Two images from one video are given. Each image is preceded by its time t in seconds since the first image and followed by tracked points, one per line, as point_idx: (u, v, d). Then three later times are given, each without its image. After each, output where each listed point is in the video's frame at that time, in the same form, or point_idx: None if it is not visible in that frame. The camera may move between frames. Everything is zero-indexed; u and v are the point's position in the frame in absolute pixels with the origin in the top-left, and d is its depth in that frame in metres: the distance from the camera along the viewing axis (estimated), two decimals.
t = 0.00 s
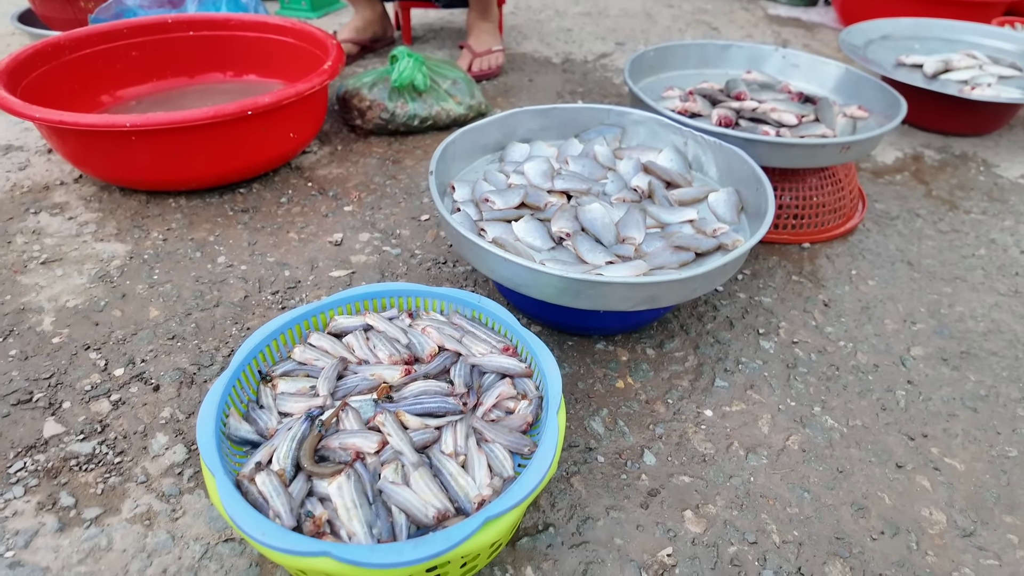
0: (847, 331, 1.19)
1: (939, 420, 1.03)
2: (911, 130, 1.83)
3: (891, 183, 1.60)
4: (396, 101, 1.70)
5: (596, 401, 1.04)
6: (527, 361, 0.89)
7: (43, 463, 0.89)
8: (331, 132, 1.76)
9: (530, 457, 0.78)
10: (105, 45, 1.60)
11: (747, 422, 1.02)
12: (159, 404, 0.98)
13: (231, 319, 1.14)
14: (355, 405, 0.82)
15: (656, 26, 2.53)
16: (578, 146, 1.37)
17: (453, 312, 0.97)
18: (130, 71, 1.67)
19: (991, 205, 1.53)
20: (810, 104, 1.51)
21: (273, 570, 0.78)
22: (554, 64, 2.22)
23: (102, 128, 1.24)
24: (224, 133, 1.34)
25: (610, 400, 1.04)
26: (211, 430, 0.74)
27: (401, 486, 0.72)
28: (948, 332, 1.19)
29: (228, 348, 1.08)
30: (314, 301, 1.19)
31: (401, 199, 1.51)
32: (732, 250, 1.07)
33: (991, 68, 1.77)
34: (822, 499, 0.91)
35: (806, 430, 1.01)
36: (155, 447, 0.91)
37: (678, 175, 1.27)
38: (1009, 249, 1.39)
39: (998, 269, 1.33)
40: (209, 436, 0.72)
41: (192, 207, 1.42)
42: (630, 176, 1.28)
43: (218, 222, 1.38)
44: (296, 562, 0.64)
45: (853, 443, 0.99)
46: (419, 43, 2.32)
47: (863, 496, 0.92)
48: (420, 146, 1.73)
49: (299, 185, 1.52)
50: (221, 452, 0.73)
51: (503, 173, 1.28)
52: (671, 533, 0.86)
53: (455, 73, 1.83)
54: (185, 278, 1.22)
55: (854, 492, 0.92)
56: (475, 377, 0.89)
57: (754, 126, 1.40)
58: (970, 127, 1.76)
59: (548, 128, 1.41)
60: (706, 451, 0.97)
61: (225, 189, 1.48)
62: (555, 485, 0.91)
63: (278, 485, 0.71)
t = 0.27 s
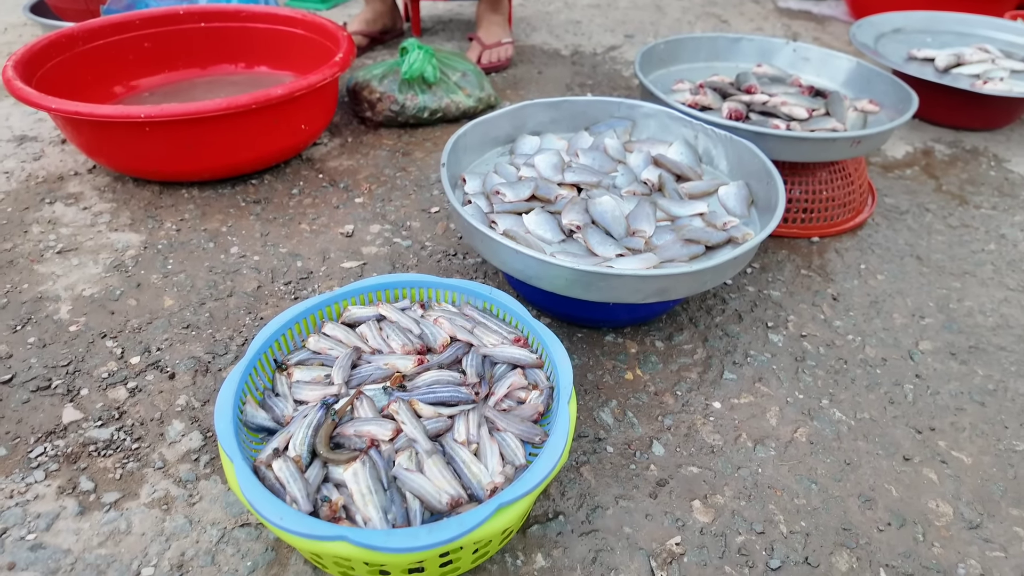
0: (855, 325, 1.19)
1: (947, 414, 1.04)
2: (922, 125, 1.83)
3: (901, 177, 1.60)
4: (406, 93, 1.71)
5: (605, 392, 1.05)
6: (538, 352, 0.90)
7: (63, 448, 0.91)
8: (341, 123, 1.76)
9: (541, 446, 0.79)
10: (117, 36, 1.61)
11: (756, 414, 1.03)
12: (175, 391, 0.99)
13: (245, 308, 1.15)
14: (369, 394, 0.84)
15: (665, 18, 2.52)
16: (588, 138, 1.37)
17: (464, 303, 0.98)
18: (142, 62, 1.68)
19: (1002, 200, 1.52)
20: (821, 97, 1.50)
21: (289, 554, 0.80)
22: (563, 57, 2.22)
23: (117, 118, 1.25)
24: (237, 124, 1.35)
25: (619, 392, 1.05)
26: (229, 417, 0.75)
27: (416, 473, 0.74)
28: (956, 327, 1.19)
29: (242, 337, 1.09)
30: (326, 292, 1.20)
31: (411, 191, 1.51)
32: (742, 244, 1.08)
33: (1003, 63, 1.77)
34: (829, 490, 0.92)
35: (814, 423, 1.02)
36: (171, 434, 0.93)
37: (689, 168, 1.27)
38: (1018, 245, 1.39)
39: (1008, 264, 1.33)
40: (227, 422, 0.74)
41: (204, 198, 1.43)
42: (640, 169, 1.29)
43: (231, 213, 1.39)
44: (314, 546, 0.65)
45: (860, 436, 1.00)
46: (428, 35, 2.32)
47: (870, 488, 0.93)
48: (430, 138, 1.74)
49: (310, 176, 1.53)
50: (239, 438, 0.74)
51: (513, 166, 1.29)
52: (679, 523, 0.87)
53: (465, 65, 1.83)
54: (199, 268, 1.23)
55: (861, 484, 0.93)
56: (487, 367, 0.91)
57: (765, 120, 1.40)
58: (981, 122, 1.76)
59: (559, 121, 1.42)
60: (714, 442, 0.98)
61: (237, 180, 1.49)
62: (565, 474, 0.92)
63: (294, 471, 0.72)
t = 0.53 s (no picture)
0: (862, 321, 1.20)
1: (952, 410, 1.05)
2: (930, 122, 1.83)
3: (909, 174, 1.61)
4: (416, 89, 1.72)
5: (613, 386, 1.07)
6: (549, 345, 0.92)
7: (84, 436, 0.93)
8: (351, 118, 1.78)
9: (552, 438, 0.81)
10: (130, 31, 1.63)
11: (762, 409, 1.04)
12: (193, 381, 1.02)
13: (259, 301, 1.17)
14: (384, 386, 0.85)
15: (674, 13, 2.52)
16: (598, 135, 1.38)
17: (476, 298, 1.00)
18: (155, 57, 1.70)
19: (1010, 198, 1.53)
20: (830, 94, 1.51)
21: (305, 541, 0.82)
22: (572, 52, 2.23)
23: (134, 113, 1.27)
24: (250, 119, 1.37)
25: (627, 385, 1.07)
26: (248, 407, 0.77)
27: (430, 463, 0.76)
28: (963, 324, 1.20)
29: (257, 329, 1.11)
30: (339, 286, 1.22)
31: (421, 186, 1.53)
32: (750, 240, 1.09)
33: (1013, 60, 1.77)
34: (835, 484, 0.94)
35: (820, 417, 1.03)
36: (189, 424, 0.95)
37: (698, 165, 1.29)
38: None
39: (1015, 262, 1.34)
40: (247, 411, 0.76)
41: (218, 192, 1.45)
42: (649, 165, 1.30)
43: (244, 207, 1.41)
44: (332, 532, 0.67)
45: (866, 431, 1.01)
46: (437, 30, 2.33)
47: (875, 482, 0.94)
48: (439, 133, 1.75)
49: (321, 171, 1.55)
50: (258, 427, 0.76)
51: (524, 162, 1.30)
52: (686, 514, 0.89)
53: (474, 61, 1.84)
54: (213, 261, 1.25)
55: (866, 478, 0.95)
56: (498, 360, 0.92)
57: (774, 117, 1.41)
58: (990, 119, 1.76)
59: (568, 117, 1.43)
60: (721, 436, 1.00)
61: (249, 175, 1.51)
62: (574, 465, 0.94)
63: (312, 460, 0.74)
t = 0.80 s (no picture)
0: (863, 323, 1.24)
1: (950, 409, 1.09)
2: (934, 126, 1.86)
3: (912, 179, 1.64)
4: (429, 93, 1.77)
5: (622, 384, 1.11)
6: (561, 345, 0.96)
7: (119, 428, 0.98)
8: (365, 121, 1.82)
9: (565, 433, 0.85)
10: (152, 35, 1.68)
11: (766, 407, 1.08)
12: (220, 377, 1.06)
13: (281, 300, 1.22)
14: (405, 382, 0.90)
15: (681, 17, 2.56)
16: (607, 140, 1.42)
17: (491, 298, 1.04)
18: (176, 61, 1.74)
19: (1011, 203, 1.56)
20: (835, 101, 1.55)
21: (330, 529, 0.86)
22: (581, 55, 2.26)
23: (160, 118, 1.31)
24: (271, 123, 1.41)
25: (635, 383, 1.11)
26: (279, 401, 0.82)
27: (450, 455, 0.80)
28: (962, 326, 1.24)
29: (280, 327, 1.16)
30: (357, 286, 1.26)
31: (435, 189, 1.57)
32: (756, 244, 1.13)
33: (1016, 66, 1.80)
34: (835, 479, 0.98)
35: (821, 415, 1.07)
36: (218, 417, 1.00)
37: (705, 170, 1.32)
38: None
39: (1014, 266, 1.38)
40: (278, 405, 0.80)
41: (239, 194, 1.50)
42: (658, 170, 1.33)
43: (265, 209, 1.46)
44: (361, 519, 0.72)
45: (865, 429, 1.05)
46: (448, 33, 2.37)
47: (874, 478, 0.98)
48: (452, 136, 1.79)
49: (338, 173, 1.59)
50: (288, 420, 0.81)
51: (535, 166, 1.34)
52: (692, 506, 0.93)
53: (486, 65, 1.88)
54: (236, 261, 1.30)
55: (865, 473, 0.99)
56: (513, 358, 0.97)
57: (779, 123, 1.45)
58: (993, 124, 1.79)
59: (579, 122, 1.46)
60: (726, 432, 1.04)
61: (268, 177, 1.56)
62: (585, 459, 0.98)
63: (339, 452, 0.79)
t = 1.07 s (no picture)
0: (867, 328, 1.29)
1: (949, 411, 1.14)
2: (939, 136, 1.91)
3: (917, 188, 1.69)
4: (449, 102, 1.83)
5: (637, 384, 1.17)
6: (581, 347, 1.02)
7: (166, 422, 1.04)
8: (387, 129, 1.89)
9: (586, 429, 0.91)
10: (183, 45, 1.74)
11: (774, 407, 1.14)
12: (258, 374, 1.13)
13: (313, 302, 1.28)
14: (435, 380, 0.96)
15: (692, 25, 2.61)
16: (622, 150, 1.48)
17: (514, 302, 1.10)
18: (205, 69, 1.81)
19: (1012, 212, 1.61)
20: (842, 113, 1.60)
21: (366, 516, 0.93)
22: (594, 64, 2.32)
23: (198, 128, 1.38)
24: (301, 133, 1.48)
25: (649, 384, 1.17)
26: (321, 397, 0.88)
27: (480, 448, 0.87)
28: (962, 332, 1.29)
29: (312, 327, 1.23)
30: (384, 289, 1.33)
31: (455, 195, 1.63)
32: (765, 253, 1.19)
33: (1020, 78, 1.85)
34: (838, 476, 1.03)
35: (826, 416, 1.13)
36: (257, 412, 1.06)
37: (716, 181, 1.38)
38: None
39: (1015, 274, 1.43)
40: (321, 400, 0.87)
41: (268, 199, 1.57)
42: (671, 180, 1.39)
43: (294, 214, 1.52)
44: (400, 505, 0.78)
45: (868, 429, 1.11)
46: (464, 41, 2.44)
47: (875, 475, 1.04)
48: (470, 144, 1.85)
49: (362, 180, 1.66)
50: (330, 414, 0.87)
51: (554, 176, 1.40)
52: (703, 500, 0.99)
53: (503, 74, 1.94)
54: (269, 264, 1.37)
55: (868, 470, 1.04)
56: (535, 359, 1.03)
57: (788, 135, 1.51)
58: (997, 134, 1.84)
59: (595, 133, 1.52)
60: (736, 431, 1.10)
61: (296, 183, 1.63)
62: (602, 455, 1.04)
63: (378, 445, 0.85)
